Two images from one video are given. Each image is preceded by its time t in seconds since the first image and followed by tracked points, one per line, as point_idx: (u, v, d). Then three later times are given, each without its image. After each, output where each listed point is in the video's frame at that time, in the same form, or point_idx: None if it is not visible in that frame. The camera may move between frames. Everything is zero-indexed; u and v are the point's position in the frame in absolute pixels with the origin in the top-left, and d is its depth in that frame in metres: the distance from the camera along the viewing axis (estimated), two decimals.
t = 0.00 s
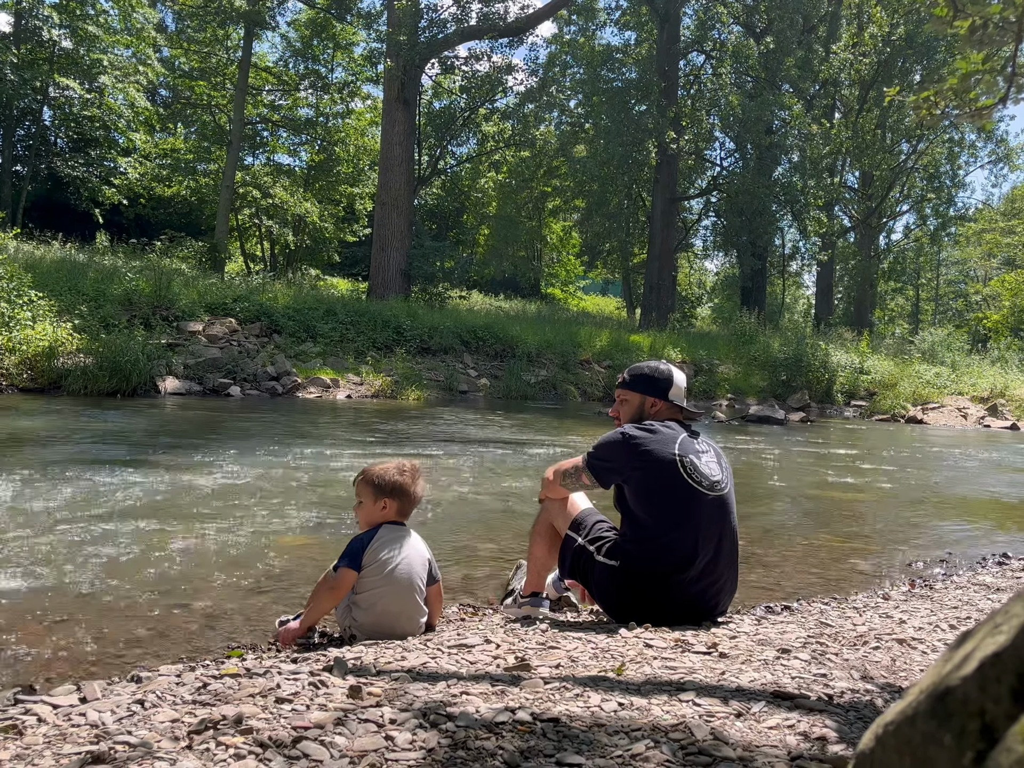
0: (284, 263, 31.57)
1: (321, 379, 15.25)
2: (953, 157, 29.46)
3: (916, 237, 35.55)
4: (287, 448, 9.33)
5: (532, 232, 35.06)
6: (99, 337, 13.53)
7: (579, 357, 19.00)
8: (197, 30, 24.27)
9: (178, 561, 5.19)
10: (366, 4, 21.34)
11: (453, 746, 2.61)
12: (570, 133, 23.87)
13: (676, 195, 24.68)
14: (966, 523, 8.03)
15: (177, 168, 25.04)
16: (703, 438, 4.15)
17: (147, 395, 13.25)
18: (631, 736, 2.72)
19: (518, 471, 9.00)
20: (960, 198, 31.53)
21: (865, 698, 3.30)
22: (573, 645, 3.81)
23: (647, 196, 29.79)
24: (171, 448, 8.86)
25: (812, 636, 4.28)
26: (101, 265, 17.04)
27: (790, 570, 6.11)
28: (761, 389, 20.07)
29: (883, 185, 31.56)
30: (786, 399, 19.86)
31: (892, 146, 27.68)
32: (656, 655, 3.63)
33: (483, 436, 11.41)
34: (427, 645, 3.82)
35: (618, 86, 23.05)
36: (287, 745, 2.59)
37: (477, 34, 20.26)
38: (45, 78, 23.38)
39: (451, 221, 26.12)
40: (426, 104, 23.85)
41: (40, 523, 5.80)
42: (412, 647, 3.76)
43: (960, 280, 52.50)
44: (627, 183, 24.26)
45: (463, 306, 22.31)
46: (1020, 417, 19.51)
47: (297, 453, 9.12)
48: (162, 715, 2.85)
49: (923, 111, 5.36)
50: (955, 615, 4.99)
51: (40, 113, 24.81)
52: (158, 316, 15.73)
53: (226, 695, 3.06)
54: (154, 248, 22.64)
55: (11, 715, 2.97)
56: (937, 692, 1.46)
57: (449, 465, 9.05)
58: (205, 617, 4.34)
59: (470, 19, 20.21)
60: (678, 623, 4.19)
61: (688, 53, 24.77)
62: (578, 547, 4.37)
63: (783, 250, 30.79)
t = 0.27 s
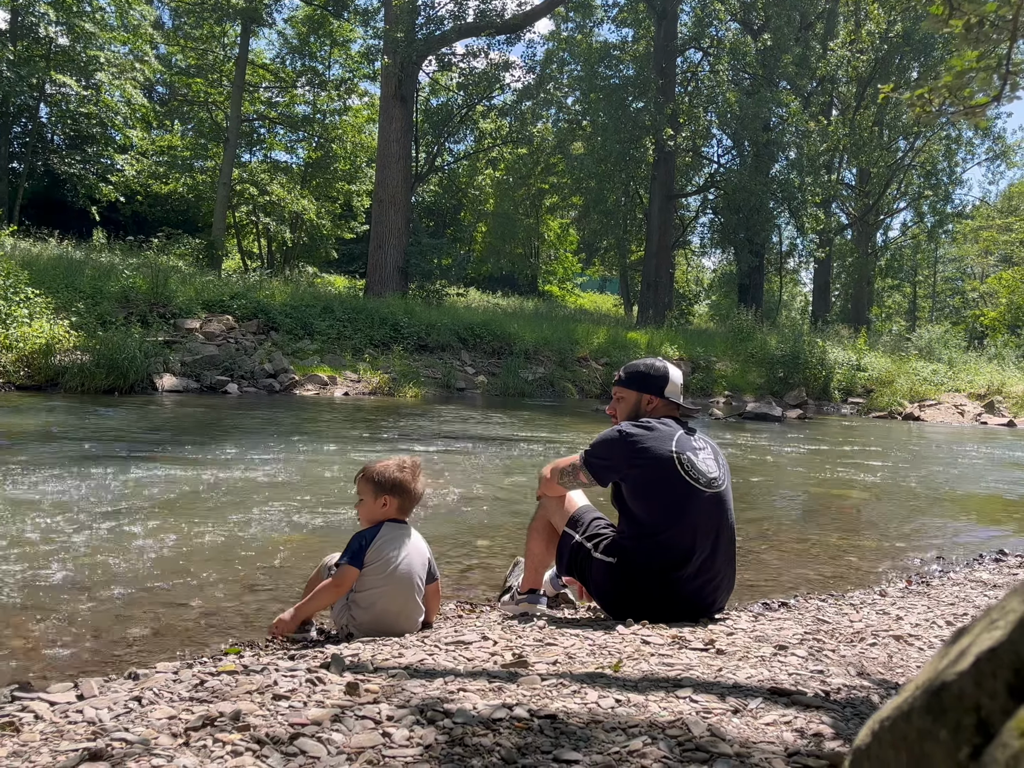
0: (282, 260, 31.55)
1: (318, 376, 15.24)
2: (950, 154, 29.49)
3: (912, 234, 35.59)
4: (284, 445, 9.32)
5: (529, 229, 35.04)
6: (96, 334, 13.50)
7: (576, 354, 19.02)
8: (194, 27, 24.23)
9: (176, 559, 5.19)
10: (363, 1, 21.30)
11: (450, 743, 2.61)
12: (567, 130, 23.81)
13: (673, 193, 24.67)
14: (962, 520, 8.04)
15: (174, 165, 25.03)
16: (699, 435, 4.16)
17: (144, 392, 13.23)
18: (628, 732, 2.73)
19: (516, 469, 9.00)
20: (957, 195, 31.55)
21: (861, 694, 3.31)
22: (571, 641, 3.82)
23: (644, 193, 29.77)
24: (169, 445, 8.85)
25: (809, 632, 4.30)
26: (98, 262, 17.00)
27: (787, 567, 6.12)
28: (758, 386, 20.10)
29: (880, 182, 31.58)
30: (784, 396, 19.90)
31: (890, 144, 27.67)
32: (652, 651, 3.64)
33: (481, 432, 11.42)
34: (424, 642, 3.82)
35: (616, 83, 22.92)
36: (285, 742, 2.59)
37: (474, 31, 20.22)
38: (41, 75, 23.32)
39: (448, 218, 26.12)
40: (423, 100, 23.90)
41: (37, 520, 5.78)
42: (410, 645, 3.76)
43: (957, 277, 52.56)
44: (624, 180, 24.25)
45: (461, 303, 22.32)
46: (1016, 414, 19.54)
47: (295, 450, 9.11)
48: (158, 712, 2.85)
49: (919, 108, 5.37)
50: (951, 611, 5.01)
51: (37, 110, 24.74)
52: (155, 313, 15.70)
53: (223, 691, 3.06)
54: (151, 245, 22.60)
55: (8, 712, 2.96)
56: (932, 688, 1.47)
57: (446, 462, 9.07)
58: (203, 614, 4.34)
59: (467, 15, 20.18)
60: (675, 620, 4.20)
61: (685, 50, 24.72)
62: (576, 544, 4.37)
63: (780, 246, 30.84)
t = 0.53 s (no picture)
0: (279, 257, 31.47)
1: (316, 372, 15.23)
2: (948, 150, 29.48)
3: (910, 230, 35.60)
4: (282, 442, 9.31)
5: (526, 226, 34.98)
6: (93, 331, 13.48)
7: (573, 351, 19.01)
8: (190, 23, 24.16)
9: (174, 555, 5.19)
10: None
11: (447, 737, 2.62)
12: (564, 127, 23.75)
13: (671, 189, 24.66)
14: (959, 516, 8.06)
15: (170, 161, 24.97)
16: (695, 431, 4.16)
17: (141, 389, 13.21)
18: (624, 726, 2.74)
19: (513, 465, 9.01)
20: (954, 192, 31.56)
21: (858, 689, 3.32)
22: (567, 637, 3.83)
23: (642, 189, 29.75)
24: (166, 442, 8.84)
25: (806, 627, 4.31)
26: (95, 259, 16.97)
27: (785, 562, 6.13)
28: (755, 382, 20.11)
29: (878, 179, 31.57)
30: (781, 392, 19.91)
31: (887, 140, 27.68)
32: (649, 646, 3.65)
33: (479, 429, 11.42)
34: (422, 637, 3.83)
35: (614, 79, 22.85)
36: (282, 736, 2.60)
37: (472, 27, 20.18)
38: (37, 71, 23.23)
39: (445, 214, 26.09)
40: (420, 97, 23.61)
41: (33, 517, 5.78)
42: (407, 640, 3.77)
43: (954, 273, 52.62)
44: (621, 176, 24.26)
45: (458, 300, 22.29)
46: (1013, 410, 19.58)
47: (292, 446, 9.11)
48: (156, 707, 2.85)
49: (917, 106, 5.36)
50: (948, 606, 5.02)
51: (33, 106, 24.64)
52: (152, 310, 15.67)
53: (220, 687, 3.07)
54: (148, 242, 22.53)
55: (6, 708, 2.97)
56: (926, 679, 1.48)
57: (443, 458, 9.06)
58: (200, 611, 4.34)
59: (465, 12, 20.13)
60: (672, 616, 4.21)
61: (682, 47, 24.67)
62: (573, 540, 4.38)
63: (777, 243, 30.82)
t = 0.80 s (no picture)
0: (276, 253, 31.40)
1: (313, 369, 15.21)
2: (946, 147, 29.47)
3: (907, 227, 35.61)
4: (279, 438, 9.31)
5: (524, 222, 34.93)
6: (90, 328, 13.45)
7: (571, 347, 18.99)
8: (188, 19, 24.10)
9: (172, 552, 5.19)
10: None
11: (445, 734, 2.62)
12: (562, 123, 23.66)
13: (669, 186, 24.63)
14: (957, 513, 8.07)
15: (168, 156, 24.92)
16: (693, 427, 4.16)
17: (138, 386, 13.18)
18: (623, 723, 2.74)
19: (511, 461, 9.01)
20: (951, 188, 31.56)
21: (856, 685, 3.33)
22: (566, 633, 3.83)
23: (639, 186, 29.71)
24: (164, 438, 8.83)
25: (803, 624, 4.31)
26: (92, 255, 16.92)
27: (783, 559, 6.13)
28: (753, 379, 20.11)
29: (876, 175, 31.55)
30: (778, 389, 19.93)
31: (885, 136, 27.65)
32: (648, 643, 3.65)
33: (476, 426, 11.42)
34: (420, 634, 3.84)
35: (612, 75, 22.80)
36: (281, 733, 2.60)
37: (469, 23, 20.13)
38: (34, 67, 23.16)
39: (443, 210, 26.06)
40: (418, 93, 23.58)
41: (30, 514, 5.77)
42: (405, 637, 3.77)
43: (951, 269, 52.64)
44: (619, 173, 24.22)
45: (455, 296, 22.27)
46: (1010, 407, 19.61)
47: (289, 443, 9.10)
48: (154, 704, 2.85)
49: (920, 106, 5.35)
50: (945, 603, 5.03)
51: (29, 102, 24.54)
52: (149, 306, 15.63)
53: (218, 684, 3.06)
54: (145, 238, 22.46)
55: (4, 705, 2.96)
56: (925, 676, 1.48)
57: (441, 455, 9.06)
58: (199, 607, 4.34)
59: (463, 7, 20.08)
60: (671, 613, 4.22)
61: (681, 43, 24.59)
62: (571, 536, 4.38)
63: (775, 239, 30.81)
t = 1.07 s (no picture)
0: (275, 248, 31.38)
1: (313, 365, 15.22)
2: (945, 143, 29.46)
3: (907, 223, 35.60)
4: (278, 434, 9.31)
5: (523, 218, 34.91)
6: (89, 323, 13.45)
7: (570, 343, 18.99)
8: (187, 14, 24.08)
9: (171, 547, 5.19)
10: None
11: (444, 729, 2.62)
12: (562, 118, 23.62)
13: (668, 182, 24.62)
14: (956, 509, 8.08)
15: (167, 152, 24.91)
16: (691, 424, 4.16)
17: (138, 381, 13.18)
18: (622, 719, 2.75)
19: (511, 457, 9.02)
20: (951, 185, 31.55)
21: (855, 682, 3.33)
22: (565, 629, 3.84)
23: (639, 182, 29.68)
24: (163, 434, 8.83)
25: (802, 619, 4.32)
26: (91, 250, 16.91)
27: (782, 555, 6.14)
28: (752, 375, 20.12)
29: (875, 172, 31.54)
30: (777, 385, 19.95)
31: (884, 133, 27.62)
32: (646, 639, 3.66)
33: (476, 422, 11.43)
34: (419, 629, 3.84)
35: (611, 72, 22.79)
36: (280, 729, 2.61)
37: (469, 19, 20.09)
38: (33, 62, 23.12)
39: (442, 206, 26.05)
40: (417, 89, 23.58)
41: (30, 509, 5.78)
42: (404, 633, 3.77)
43: (950, 265, 52.63)
44: (618, 169, 24.21)
45: (455, 292, 22.26)
46: (1009, 403, 19.62)
47: (289, 439, 9.11)
48: (154, 699, 2.86)
49: (921, 103, 5.34)
50: (944, 599, 5.04)
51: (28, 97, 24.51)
52: (149, 302, 15.63)
53: (217, 679, 3.07)
54: (144, 234, 22.44)
55: (3, 700, 2.96)
56: (924, 672, 1.48)
57: (440, 451, 9.06)
58: (198, 603, 4.34)
59: (462, 3, 20.04)
60: (670, 608, 4.22)
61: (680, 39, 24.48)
62: (570, 532, 4.38)
63: (774, 236, 30.80)
